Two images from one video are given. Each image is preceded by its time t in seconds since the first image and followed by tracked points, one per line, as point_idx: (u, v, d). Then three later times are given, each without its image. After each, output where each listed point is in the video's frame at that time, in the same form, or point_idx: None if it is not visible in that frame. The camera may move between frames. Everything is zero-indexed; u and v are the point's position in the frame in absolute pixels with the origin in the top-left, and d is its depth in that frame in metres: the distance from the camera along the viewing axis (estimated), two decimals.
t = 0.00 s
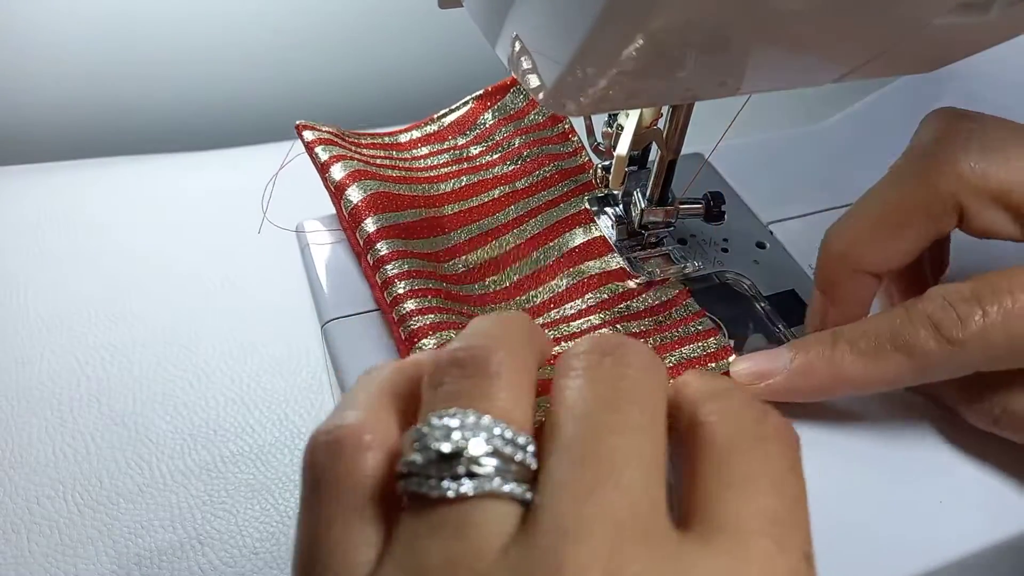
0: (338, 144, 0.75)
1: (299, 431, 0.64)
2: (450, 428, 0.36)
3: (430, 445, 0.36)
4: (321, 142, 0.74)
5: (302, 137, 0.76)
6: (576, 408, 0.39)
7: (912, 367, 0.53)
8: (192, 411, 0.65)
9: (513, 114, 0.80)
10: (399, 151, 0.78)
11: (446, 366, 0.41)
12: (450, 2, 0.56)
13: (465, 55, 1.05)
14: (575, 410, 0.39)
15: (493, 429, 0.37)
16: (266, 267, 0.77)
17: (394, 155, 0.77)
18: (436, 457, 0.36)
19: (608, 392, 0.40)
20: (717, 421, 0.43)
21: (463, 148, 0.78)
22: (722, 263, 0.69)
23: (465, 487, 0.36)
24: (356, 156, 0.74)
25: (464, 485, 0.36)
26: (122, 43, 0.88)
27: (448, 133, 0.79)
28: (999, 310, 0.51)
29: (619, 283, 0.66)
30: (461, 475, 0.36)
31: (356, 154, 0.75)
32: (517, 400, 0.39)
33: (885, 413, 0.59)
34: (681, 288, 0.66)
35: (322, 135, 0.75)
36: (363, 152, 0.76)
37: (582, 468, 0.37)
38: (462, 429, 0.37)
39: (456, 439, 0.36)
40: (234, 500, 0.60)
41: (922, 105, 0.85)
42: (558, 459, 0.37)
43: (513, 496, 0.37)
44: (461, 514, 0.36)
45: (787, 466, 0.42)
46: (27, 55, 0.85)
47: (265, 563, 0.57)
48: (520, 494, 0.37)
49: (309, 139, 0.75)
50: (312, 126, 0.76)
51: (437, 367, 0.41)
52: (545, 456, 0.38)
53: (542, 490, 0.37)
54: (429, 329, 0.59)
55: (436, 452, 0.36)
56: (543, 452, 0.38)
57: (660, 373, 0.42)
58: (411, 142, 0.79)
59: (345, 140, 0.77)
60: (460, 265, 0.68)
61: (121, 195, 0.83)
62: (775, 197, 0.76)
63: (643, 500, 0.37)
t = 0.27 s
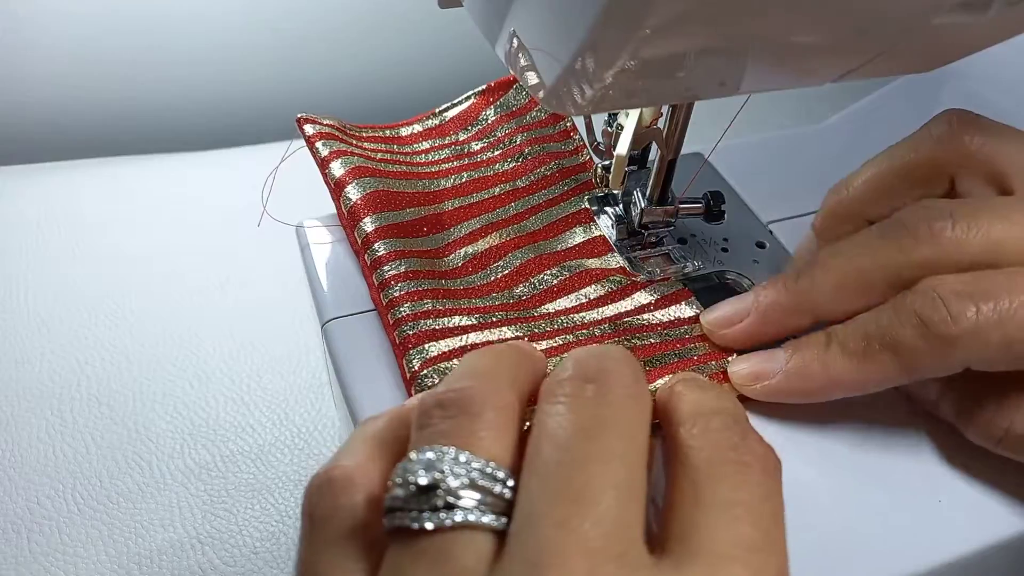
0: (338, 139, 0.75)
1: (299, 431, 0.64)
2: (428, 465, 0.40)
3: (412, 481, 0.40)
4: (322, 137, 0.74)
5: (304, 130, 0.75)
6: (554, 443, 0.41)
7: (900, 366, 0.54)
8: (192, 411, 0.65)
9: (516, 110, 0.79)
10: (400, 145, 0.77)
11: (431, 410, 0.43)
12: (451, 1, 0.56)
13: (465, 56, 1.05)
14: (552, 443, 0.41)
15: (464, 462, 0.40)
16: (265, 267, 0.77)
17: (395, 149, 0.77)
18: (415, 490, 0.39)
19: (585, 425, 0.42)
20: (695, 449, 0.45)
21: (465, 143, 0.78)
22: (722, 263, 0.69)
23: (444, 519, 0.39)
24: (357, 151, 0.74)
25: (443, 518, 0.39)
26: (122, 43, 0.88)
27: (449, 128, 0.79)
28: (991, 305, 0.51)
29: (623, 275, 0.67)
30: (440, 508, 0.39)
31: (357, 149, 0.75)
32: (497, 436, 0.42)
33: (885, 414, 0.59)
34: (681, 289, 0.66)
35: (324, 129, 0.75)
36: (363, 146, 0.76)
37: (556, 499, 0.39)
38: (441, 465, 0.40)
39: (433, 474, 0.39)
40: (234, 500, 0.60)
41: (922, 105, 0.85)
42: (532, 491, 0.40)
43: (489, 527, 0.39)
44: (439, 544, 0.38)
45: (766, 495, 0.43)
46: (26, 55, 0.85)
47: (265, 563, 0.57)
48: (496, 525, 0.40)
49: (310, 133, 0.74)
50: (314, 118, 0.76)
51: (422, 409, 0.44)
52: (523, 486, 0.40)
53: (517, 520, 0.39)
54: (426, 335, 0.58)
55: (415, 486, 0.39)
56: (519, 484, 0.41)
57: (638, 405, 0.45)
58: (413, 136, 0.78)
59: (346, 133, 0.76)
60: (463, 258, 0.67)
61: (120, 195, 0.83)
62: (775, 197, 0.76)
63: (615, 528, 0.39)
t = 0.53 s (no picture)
0: (327, 127, 0.77)
1: (299, 430, 0.64)
2: (420, 436, 0.42)
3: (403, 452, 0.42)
4: (311, 125, 0.76)
5: (291, 120, 0.78)
6: (540, 416, 0.44)
7: (874, 335, 0.55)
8: (192, 411, 0.65)
9: (499, 94, 0.81)
10: (388, 131, 0.79)
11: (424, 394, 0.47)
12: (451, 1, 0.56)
13: (464, 55, 1.05)
14: (538, 416, 0.44)
15: (454, 436, 0.43)
16: (265, 266, 0.77)
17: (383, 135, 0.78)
18: (407, 462, 0.42)
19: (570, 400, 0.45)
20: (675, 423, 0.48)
21: (451, 129, 0.79)
22: (722, 263, 0.69)
23: (433, 489, 0.41)
24: (345, 138, 0.76)
25: (434, 487, 0.41)
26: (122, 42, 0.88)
27: (436, 115, 0.81)
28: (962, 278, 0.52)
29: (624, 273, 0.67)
30: (430, 478, 0.41)
31: (345, 136, 0.76)
32: (488, 415, 0.45)
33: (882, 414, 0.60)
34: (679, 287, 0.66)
35: (311, 117, 0.77)
36: (352, 133, 0.77)
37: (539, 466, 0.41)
38: (431, 437, 0.42)
39: (423, 444, 0.42)
40: (234, 500, 0.60)
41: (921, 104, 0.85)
42: (518, 460, 0.42)
43: (477, 496, 0.42)
44: (431, 511, 0.41)
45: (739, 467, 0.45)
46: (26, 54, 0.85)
47: (265, 563, 0.57)
48: (484, 494, 0.42)
49: (297, 123, 0.77)
50: (302, 109, 0.78)
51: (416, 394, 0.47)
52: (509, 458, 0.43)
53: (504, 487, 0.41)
54: (419, 318, 0.60)
55: (405, 457, 0.42)
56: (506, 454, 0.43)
57: (622, 384, 0.47)
58: (400, 123, 0.80)
59: (334, 122, 0.78)
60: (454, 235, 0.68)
61: (120, 194, 0.83)
62: (774, 197, 0.76)
63: (595, 495, 0.41)
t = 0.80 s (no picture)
0: (315, 107, 0.77)
1: (299, 429, 0.64)
2: (399, 372, 0.43)
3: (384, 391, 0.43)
4: (299, 104, 0.76)
5: (280, 100, 0.78)
6: (517, 353, 0.44)
7: (840, 314, 0.58)
8: (192, 411, 0.65)
9: (483, 78, 0.81)
10: (373, 114, 0.79)
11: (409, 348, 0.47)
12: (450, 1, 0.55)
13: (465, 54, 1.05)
14: (514, 351, 0.44)
15: (433, 377, 0.43)
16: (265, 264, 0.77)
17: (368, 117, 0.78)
18: (388, 402, 0.43)
19: (546, 337, 0.45)
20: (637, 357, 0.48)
21: (434, 113, 0.80)
22: (722, 263, 0.69)
23: (412, 424, 0.41)
24: (330, 120, 0.76)
25: (413, 422, 0.41)
26: (122, 43, 0.88)
27: (420, 96, 0.81)
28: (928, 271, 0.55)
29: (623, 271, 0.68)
30: (410, 413, 0.42)
31: (331, 117, 0.76)
32: (462, 360, 0.46)
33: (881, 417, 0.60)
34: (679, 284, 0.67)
35: (298, 98, 0.77)
36: (339, 115, 0.77)
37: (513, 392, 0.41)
38: (410, 376, 0.43)
39: (401, 381, 0.43)
40: (234, 500, 0.60)
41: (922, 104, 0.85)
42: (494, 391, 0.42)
43: (456, 431, 0.42)
44: (412, 443, 0.41)
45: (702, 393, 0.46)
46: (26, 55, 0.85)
47: (265, 562, 0.57)
48: (463, 429, 0.42)
49: (286, 102, 0.77)
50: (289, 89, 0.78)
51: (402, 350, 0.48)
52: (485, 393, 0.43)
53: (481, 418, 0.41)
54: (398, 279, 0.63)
55: (387, 395, 0.43)
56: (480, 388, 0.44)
57: (590, 320, 0.48)
58: (386, 105, 0.80)
59: (321, 104, 0.78)
60: (436, 207, 0.71)
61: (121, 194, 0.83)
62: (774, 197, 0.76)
63: (569, 417, 0.41)
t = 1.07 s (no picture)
0: (307, 96, 0.78)
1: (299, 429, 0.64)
2: (399, 329, 0.45)
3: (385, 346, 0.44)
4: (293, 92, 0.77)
5: (274, 88, 0.78)
6: (511, 312, 0.46)
7: (851, 301, 0.58)
8: (191, 411, 0.65)
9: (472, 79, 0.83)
10: (364, 108, 0.80)
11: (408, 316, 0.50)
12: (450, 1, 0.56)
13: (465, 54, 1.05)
14: (509, 311, 0.46)
15: (431, 335, 0.45)
16: (265, 264, 0.77)
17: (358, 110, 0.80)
18: (388, 354, 0.44)
19: (540, 301, 0.47)
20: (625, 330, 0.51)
21: (424, 109, 0.81)
22: (722, 262, 0.69)
23: (412, 376, 0.43)
24: (322, 109, 0.77)
25: (413, 374, 0.43)
26: (122, 43, 0.88)
27: (410, 94, 0.83)
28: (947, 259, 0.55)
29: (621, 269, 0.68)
30: (411, 365, 0.43)
31: (324, 107, 0.77)
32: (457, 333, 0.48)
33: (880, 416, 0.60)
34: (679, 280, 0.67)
35: (291, 86, 0.78)
36: (331, 106, 0.78)
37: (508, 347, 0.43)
38: (410, 332, 0.45)
39: (404, 336, 0.44)
40: (234, 500, 0.60)
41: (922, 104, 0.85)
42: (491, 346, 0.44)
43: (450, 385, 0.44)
44: (410, 395, 0.43)
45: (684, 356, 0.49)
46: (27, 55, 0.85)
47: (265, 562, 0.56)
48: (457, 384, 0.44)
49: (280, 89, 0.77)
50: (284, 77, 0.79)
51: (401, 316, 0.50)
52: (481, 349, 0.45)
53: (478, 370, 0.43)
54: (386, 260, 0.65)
55: (388, 349, 0.44)
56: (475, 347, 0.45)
57: (580, 290, 0.50)
58: (376, 101, 0.81)
59: (313, 93, 0.79)
60: (424, 198, 0.72)
61: (121, 194, 0.83)
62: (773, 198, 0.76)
63: (561, 369, 0.43)
